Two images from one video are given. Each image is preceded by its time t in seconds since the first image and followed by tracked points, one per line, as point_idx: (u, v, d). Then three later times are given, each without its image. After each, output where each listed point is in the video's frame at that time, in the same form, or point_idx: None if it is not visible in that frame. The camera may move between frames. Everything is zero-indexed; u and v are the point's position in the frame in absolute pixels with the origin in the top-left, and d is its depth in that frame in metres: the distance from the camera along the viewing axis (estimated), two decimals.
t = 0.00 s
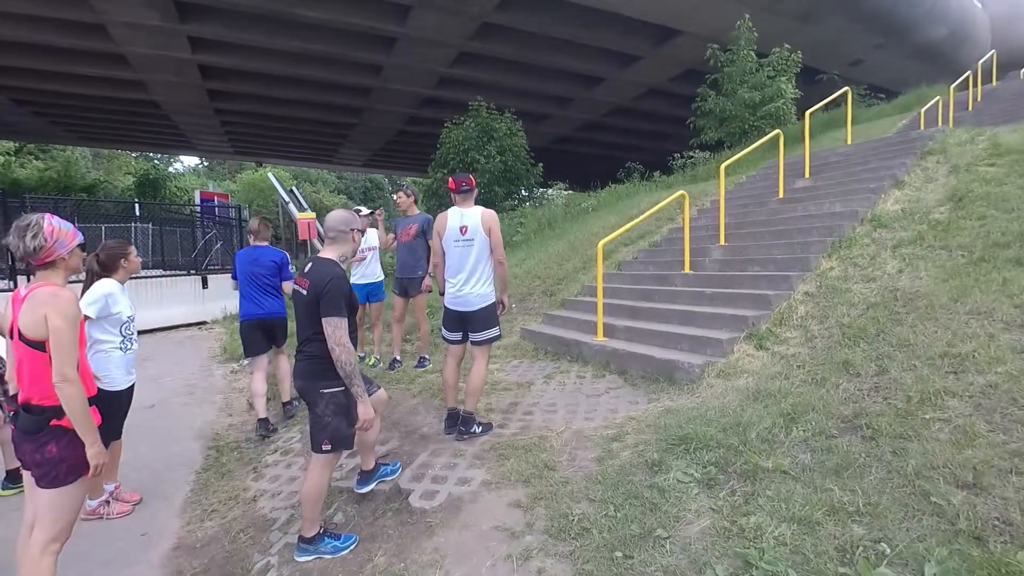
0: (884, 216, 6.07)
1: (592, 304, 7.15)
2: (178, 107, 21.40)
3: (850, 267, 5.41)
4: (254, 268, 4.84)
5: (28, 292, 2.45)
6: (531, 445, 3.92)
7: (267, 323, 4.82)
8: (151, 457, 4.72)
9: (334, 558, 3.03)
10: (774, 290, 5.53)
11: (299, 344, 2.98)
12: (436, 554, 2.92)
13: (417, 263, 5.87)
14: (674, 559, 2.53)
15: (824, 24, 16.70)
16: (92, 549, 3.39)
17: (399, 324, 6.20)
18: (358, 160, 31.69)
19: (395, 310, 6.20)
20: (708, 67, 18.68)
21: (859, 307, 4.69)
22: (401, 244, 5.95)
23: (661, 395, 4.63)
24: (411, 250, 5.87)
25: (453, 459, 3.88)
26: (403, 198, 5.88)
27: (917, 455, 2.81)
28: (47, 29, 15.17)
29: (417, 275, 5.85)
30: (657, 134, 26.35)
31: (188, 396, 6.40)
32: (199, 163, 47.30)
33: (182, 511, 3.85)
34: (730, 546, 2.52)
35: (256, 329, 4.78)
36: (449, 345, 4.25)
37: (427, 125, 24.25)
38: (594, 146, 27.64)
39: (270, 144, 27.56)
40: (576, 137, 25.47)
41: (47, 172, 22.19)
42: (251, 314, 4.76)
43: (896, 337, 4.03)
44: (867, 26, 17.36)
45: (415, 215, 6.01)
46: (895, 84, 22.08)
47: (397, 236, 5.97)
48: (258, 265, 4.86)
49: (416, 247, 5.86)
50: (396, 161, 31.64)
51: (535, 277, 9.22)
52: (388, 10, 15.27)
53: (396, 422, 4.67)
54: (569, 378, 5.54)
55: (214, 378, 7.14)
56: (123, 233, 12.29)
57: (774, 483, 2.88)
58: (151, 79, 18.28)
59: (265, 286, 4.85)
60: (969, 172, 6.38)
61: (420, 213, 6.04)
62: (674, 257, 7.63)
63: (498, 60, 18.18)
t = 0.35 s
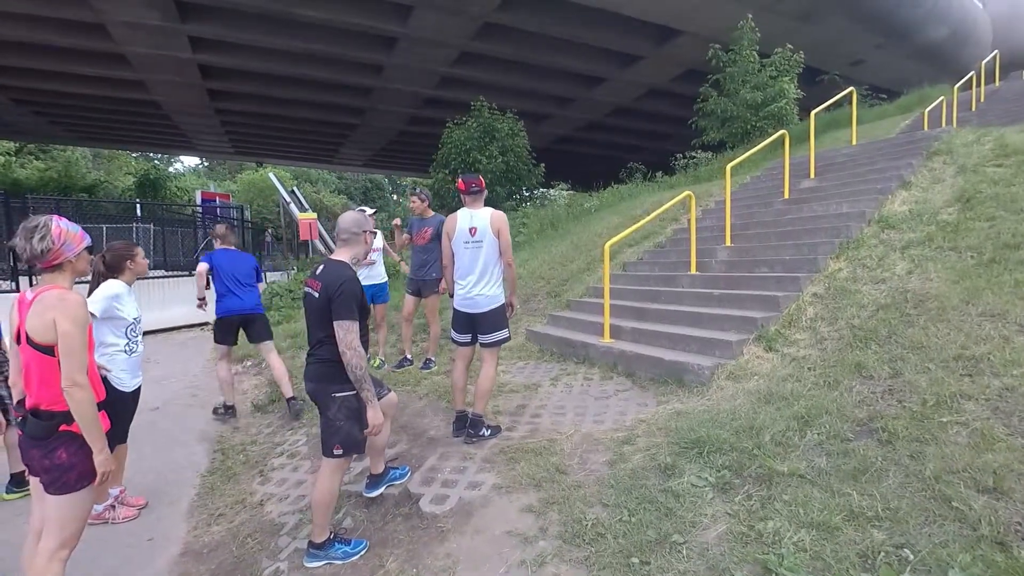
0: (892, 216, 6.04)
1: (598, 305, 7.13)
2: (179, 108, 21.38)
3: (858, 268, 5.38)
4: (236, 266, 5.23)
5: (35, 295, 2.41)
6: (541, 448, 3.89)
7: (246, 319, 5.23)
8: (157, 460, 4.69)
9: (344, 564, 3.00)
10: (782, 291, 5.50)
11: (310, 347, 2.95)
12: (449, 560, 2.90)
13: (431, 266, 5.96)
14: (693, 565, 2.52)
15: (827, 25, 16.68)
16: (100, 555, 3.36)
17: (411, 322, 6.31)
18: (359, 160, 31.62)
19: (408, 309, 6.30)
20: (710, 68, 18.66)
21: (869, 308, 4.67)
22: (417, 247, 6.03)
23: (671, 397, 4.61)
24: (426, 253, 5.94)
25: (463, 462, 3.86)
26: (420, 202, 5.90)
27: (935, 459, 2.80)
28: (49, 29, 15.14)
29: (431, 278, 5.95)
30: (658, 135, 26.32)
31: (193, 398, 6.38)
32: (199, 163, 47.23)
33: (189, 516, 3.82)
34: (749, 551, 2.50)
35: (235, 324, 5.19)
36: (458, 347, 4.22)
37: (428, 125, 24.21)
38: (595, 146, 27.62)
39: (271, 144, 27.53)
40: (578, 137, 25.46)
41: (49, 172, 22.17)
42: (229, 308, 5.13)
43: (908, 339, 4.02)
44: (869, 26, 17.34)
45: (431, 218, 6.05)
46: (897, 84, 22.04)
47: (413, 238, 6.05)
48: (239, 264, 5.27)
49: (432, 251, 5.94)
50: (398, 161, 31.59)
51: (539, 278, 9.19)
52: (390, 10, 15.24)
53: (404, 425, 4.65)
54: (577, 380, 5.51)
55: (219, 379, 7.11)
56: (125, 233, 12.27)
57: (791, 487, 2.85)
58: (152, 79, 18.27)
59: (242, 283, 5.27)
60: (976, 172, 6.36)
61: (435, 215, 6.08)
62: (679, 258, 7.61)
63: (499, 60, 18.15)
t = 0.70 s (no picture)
0: (912, 217, 5.98)
1: (613, 306, 7.11)
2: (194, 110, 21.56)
3: (879, 269, 5.33)
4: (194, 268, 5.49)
5: (65, 299, 2.45)
6: (561, 450, 3.88)
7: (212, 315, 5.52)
8: (178, 460, 4.73)
9: (366, 565, 3.02)
10: (801, 292, 5.46)
11: (334, 349, 2.97)
12: (472, 562, 2.90)
13: (450, 267, 6.02)
14: (719, 568, 2.51)
15: (841, 23, 16.54)
16: (125, 555, 3.40)
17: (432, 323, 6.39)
18: (371, 162, 31.75)
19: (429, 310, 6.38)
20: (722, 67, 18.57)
21: (891, 310, 4.63)
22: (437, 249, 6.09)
23: (689, 399, 4.59)
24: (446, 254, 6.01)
25: (482, 464, 3.86)
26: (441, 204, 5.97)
27: (965, 463, 2.78)
28: (66, 34, 15.32)
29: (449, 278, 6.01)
30: (670, 135, 26.22)
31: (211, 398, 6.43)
32: (212, 164, 47.64)
33: (212, 516, 3.85)
34: (776, 556, 2.49)
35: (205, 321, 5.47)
36: (476, 348, 4.22)
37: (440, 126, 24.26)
38: (607, 147, 27.56)
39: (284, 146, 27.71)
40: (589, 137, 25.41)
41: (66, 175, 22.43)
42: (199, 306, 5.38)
43: (932, 341, 3.98)
44: (884, 24, 17.18)
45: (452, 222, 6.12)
46: (912, 82, 21.81)
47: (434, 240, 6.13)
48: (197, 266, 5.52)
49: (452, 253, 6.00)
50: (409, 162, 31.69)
51: (553, 279, 9.18)
52: (402, 12, 15.29)
53: (422, 426, 4.66)
54: (593, 381, 5.50)
55: (236, 380, 7.17)
56: (142, 235, 12.39)
57: (817, 491, 2.84)
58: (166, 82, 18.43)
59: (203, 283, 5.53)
60: (998, 171, 6.28)
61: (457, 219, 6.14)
62: (694, 258, 7.57)
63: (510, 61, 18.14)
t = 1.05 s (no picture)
0: (939, 215, 5.87)
1: (632, 305, 7.08)
2: (214, 113, 21.83)
3: (905, 268, 5.24)
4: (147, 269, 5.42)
5: (98, 299, 2.49)
6: (582, 450, 3.87)
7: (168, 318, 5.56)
8: (203, 458, 4.79)
9: (390, 563, 3.03)
10: (825, 291, 5.39)
11: (358, 348, 2.99)
12: (495, 561, 2.90)
13: (469, 265, 6.02)
14: (746, 570, 2.50)
15: (863, 18, 16.31)
16: (154, 551, 3.44)
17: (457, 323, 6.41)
18: (388, 163, 31.96)
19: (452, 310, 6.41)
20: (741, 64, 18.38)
21: (918, 309, 4.55)
22: (456, 249, 6.12)
23: (711, 400, 4.55)
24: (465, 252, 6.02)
25: (503, 463, 3.85)
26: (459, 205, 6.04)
27: (998, 466, 2.74)
28: (91, 40, 15.59)
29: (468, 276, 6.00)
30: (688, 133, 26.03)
31: (233, 396, 6.52)
32: (231, 167, 48.23)
33: (236, 513, 3.89)
34: (805, 558, 2.47)
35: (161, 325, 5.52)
36: (497, 348, 4.23)
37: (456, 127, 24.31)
38: (624, 145, 27.45)
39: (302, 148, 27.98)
40: (606, 136, 25.32)
41: (90, 178, 22.83)
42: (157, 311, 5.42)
43: (962, 341, 3.92)
44: (907, 18, 16.90)
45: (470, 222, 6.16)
46: (936, 77, 21.43)
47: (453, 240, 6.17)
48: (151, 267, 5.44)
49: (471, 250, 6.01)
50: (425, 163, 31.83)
51: (571, 278, 9.17)
52: (419, 13, 15.34)
53: (443, 425, 4.67)
54: (613, 382, 5.47)
55: (258, 379, 7.24)
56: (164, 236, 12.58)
57: (845, 494, 2.82)
58: (187, 86, 18.68)
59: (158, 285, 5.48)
60: None
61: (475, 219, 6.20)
62: (715, 258, 7.50)
63: (526, 60, 18.12)
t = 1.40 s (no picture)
0: (961, 214, 5.78)
1: (647, 305, 7.05)
2: (231, 116, 22.08)
3: (926, 269, 5.17)
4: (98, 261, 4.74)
5: (124, 301, 2.53)
6: (598, 451, 3.87)
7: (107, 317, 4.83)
8: (223, 456, 4.85)
9: (408, 561, 3.05)
10: (844, 292, 5.33)
11: (376, 349, 3.01)
12: (512, 561, 2.91)
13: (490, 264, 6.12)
14: (766, 574, 2.48)
15: (882, 14, 16.09)
16: (177, 548, 3.49)
17: (477, 323, 6.46)
18: (402, 164, 32.11)
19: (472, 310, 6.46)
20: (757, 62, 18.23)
21: (940, 310, 4.48)
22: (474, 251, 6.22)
23: (728, 402, 4.52)
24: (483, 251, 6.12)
25: (520, 464, 3.86)
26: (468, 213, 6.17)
27: None
28: (112, 45, 15.84)
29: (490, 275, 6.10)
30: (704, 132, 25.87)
31: (252, 396, 6.60)
32: (248, 169, 48.78)
33: (256, 511, 3.93)
34: (826, 562, 2.46)
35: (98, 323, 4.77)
36: (513, 348, 4.23)
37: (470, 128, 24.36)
38: (638, 145, 27.34)
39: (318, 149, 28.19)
40: (620, 136, 25.25)
41: (111, 180, 23.19)
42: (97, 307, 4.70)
43: (985, 343, 3.86)
44: (928, 14, 16.65)
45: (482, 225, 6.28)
46: (958, 73, 21.09)
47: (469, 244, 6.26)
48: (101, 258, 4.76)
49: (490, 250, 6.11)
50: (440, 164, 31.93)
51: (586, 279, 9.15)
52: (433, 15, 15.40)
53: (459, 426, 4.69)
54: (629, 382, 5.46)
55: (276, 379, 7.31)
56: (183, 238, 12.75)
57: (866, 497, 2.79)
58: (206, 90, 18.92)
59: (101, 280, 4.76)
60: None
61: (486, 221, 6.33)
62: (731, 258, 7.44)
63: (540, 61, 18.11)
